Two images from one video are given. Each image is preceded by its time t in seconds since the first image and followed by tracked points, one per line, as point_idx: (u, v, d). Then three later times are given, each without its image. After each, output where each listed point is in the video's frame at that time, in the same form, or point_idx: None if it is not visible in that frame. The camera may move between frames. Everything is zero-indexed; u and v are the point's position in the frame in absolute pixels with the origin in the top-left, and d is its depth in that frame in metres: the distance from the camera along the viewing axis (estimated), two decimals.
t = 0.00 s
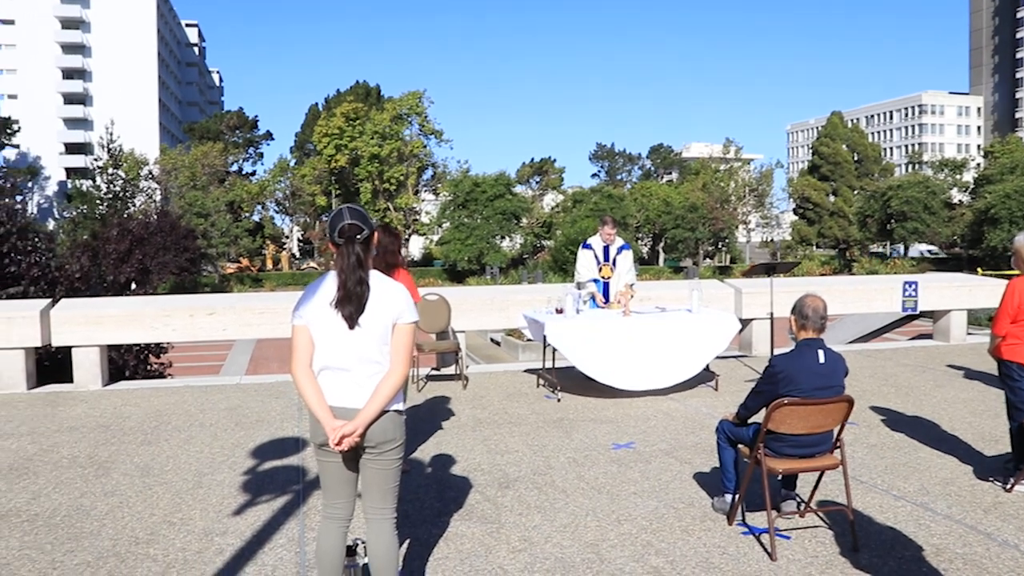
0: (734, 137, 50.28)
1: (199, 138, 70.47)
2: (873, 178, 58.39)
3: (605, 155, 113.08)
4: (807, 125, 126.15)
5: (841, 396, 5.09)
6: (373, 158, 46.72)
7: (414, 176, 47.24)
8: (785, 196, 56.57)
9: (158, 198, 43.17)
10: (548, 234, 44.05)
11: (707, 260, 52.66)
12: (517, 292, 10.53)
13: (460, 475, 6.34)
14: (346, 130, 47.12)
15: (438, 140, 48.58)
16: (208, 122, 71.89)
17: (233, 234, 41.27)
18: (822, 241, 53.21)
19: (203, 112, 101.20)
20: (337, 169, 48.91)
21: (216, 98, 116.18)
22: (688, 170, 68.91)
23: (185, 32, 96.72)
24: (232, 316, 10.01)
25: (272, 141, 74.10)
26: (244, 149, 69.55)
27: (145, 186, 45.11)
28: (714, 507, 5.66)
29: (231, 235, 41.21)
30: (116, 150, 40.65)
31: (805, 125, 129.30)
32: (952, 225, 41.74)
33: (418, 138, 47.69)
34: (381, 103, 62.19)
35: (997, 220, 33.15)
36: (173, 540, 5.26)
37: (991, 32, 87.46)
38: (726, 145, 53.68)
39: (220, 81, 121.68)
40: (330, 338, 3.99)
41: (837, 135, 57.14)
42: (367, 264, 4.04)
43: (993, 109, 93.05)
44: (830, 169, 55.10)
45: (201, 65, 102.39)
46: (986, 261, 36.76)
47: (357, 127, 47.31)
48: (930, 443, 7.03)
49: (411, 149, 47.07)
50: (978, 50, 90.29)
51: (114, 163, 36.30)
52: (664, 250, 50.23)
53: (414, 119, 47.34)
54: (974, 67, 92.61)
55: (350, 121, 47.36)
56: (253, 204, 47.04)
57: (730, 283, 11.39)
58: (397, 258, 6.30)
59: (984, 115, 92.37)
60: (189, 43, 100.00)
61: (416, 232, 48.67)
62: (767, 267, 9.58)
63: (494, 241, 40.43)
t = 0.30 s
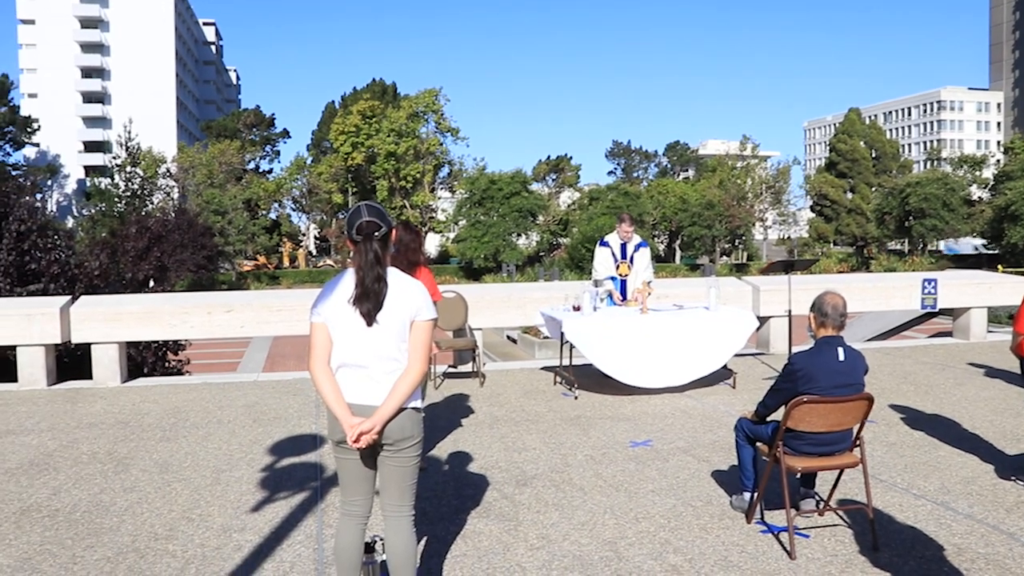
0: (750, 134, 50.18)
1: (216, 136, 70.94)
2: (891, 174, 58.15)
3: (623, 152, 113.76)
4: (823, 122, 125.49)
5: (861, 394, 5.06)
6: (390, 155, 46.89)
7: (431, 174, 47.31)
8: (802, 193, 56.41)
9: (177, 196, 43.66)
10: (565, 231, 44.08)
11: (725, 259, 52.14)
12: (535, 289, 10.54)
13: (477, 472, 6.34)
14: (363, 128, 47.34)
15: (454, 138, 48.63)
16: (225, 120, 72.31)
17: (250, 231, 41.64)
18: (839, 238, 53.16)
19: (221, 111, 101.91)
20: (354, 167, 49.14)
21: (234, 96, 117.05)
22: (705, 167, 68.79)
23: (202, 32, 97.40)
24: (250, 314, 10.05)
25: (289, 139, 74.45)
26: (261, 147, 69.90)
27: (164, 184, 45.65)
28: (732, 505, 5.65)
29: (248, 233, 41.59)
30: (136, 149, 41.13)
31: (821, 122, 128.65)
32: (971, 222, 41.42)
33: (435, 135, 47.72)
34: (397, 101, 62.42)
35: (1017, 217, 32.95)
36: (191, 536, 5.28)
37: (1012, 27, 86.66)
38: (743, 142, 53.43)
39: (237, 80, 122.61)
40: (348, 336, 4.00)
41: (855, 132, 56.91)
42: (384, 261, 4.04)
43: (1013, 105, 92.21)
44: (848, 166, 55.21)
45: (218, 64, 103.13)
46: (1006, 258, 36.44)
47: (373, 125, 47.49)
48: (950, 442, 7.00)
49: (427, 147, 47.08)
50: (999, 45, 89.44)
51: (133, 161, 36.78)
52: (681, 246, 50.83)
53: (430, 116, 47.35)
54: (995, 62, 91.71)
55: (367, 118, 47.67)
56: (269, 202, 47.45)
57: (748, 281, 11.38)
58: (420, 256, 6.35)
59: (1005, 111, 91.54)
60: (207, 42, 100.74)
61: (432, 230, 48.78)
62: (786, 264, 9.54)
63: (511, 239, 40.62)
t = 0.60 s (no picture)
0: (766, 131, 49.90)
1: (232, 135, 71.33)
2: (908, 170, 57.73)
3: (638, 150, 114.00)
4: (839, 118, 124.67)
5: (881, 391, 5.03)
6: (405, 154, 46.93)
7: (446, 172, 47.39)
8: (819, 189, 56.07)
9: (192, 195, 43.88)
10: (580, 229, 44.04)
11: (740, 255, 52.59)
12: (552, 287, 10.54)
13: (495, 471, 6.35)
14: (377, 126, 47.42)
15: (469, 136, 48.57)
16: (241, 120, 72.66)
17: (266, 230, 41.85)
18: (856, 234, 52.84)
19: (236, 110, 102.43)
20: (369, 166, 48.90)
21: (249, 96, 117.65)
22: (721, 164, 68.54)
23: (217, 31, 97.93)
24: (267, 312, 10.09)
25: (303, 137, 74.65)
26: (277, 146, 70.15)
27: (181, 184, 45.95)
28: (750, 503, 5.64)
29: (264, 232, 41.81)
30: (151, 149, 41.34)
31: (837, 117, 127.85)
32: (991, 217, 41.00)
33: (449, 134, 47.62)
34: (412, 99, 62.54)
35: None
36: (210, 534, 5.30)
37: None
38: (759, 138, 53.02)
39: (253, 79, 123.15)
40: (367, 334, 4.00)
41: (871, 127, 56.55)
42: (402, 259, 4.05)
43: None
44: (864, 162, 54.64)
45: (233, 64, 103.68)
46: None
47: (388, 124, 47.55)
48: (971, 439, 6.95)
49: (442, 145, 47.01)
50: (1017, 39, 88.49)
51: (149, 161, 37.08)
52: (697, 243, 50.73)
53: (445, 114, 47.36)
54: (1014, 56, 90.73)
55: (381, 117, 47.72)
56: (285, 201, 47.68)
57: (764, 278, 11.35)
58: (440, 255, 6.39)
59: None
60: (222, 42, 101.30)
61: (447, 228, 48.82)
62: (804, 260, 9.50)
63: (526, 237, 40.62)
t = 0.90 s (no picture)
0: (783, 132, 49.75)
1: (249, 137, 71.77)
2: (927, 172, 57.40)
3: (655, 151, 114.40)
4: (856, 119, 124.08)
5: (900, 394, 5.01)
6: (421, 156, 47.08)
7: (462, 174, 47.56)
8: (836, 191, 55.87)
9: (210, 197, 44.30)
10: (596, 231, 44.10)
11: (757, 257, 52.72)
12: (568, 289, 10.54)
13: (512, 473, 6.35)
14: (394, 129, 47.60)
15: (485, 138, 48.72)
16: (258, 122, 73.11)
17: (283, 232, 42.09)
18: (874, 236, 52.61)
19: (253, 113, 103.04)
20: (385, 168, 49.30)
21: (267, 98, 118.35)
22: (738, 166, 68.41)
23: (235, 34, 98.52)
24: (284, 314, 10.12)
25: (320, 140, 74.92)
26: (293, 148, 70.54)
27: (199, 186, 46.27)
28: (769, 507, 5.61)
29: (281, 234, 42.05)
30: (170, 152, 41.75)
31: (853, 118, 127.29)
32: (1010, 219, 40.67)
33: (466, 135, 47.73)
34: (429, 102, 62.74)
35: None
36: (229, 534, 5.33)
37: None
38: (776, 140, 52.91)
39: (270, 82, 123.84)
40: (384, 336, 4.01)
41: (889, 129, 56.28)
42: (420, 260, 4.04)
43: None
44: (882, 164, 54.46)
45: (251, 66, 104.30)
46: None
47: (405, 126, 47.72)
48: (991, 444, 6.91)
49: (459, 147, 47.22)
50: None
51: (168, 163, 37.39)
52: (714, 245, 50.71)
53: (462, 116, 47.48)
54: None
55: (398, 119, 47.88)
56: (302, 202, 47.95)
57: (782, 280, 11.32)
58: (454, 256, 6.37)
59: None
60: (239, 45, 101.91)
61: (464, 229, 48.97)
62: (822, 263, 9.47)
63: (542, 239, 40.67)
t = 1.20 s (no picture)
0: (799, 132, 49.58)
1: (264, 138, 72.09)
2: (944, 171, 57.09)
3: (669, 152, 114.41)
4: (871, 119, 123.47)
5: (918, 394, 4.98)
6: (436, 157, 47.21)
7: (477, 175, 47.61)
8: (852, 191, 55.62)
9: (226, 198, 44.52)
10: (611, 231, 44.12)
11: (772, 257, 52.70)
12: (584, 289, 10.54)
13: (528, 473, 6.34)
14: (409, 129, 47.69)
15: (500, 138, 48.78)
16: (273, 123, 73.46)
17: (297, 233, 42.30)
18: (890, 236, 52.42)
19: (268, 114, 103.51)
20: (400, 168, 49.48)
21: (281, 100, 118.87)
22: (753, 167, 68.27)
23: (250, 36, 99.02)
24: (300, 315, 10.16)
25: (334, 141, 75.09)
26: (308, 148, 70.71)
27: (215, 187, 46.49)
28: (786, 507, 5.60)
29: (296, 235, 42.26)
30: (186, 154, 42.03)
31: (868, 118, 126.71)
32: None
33: (481, 136, 47.84)
34: (443, 103, 62.94)
35: None
36: (246, 534, 5.35)
37: None
38: (791, 140, 52.73)
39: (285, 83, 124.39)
40: (401, 336, 4.02)
41: (905, 128, 56.01)
42: (436, 260, 4.05)
43: None
44: (898, 163, 54.18)
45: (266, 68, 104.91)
46: None
47: (420, 127, 47.80)
48: (1009, 444, 6.88)
49: (473, 147, 47.29)
50: None
51: (184, 165, 37.61)
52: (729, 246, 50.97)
53: (476, 117, 47.55)
54: None
55: (413, 121, 47.97)
56: (317, 204, 48.15)
57: (798, 280, 11.29)
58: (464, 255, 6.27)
59: None
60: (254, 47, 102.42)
61: (478, 230, 49.07)
62: (838, 263, 9.45)
63: (557, 239, 40.68)
